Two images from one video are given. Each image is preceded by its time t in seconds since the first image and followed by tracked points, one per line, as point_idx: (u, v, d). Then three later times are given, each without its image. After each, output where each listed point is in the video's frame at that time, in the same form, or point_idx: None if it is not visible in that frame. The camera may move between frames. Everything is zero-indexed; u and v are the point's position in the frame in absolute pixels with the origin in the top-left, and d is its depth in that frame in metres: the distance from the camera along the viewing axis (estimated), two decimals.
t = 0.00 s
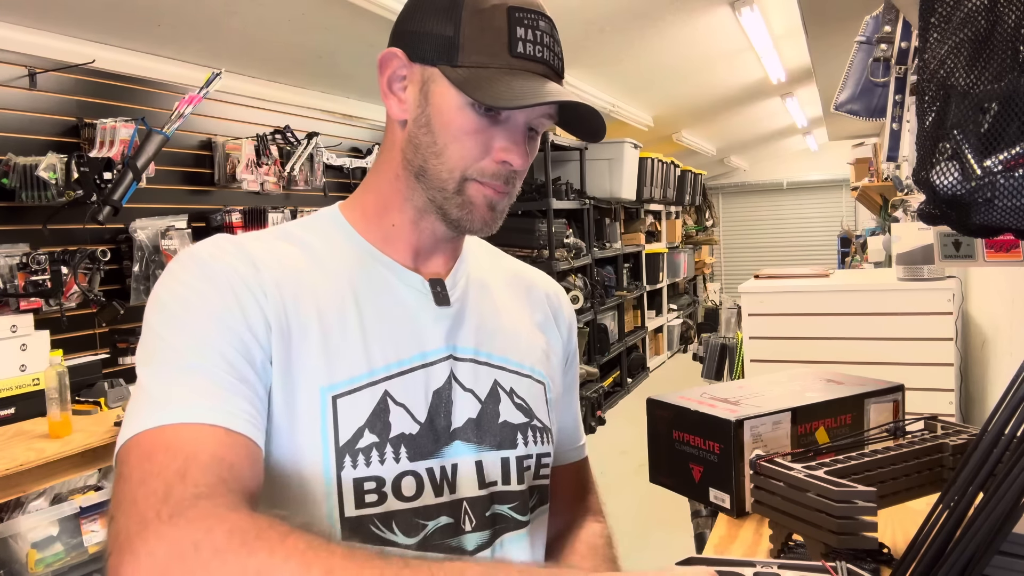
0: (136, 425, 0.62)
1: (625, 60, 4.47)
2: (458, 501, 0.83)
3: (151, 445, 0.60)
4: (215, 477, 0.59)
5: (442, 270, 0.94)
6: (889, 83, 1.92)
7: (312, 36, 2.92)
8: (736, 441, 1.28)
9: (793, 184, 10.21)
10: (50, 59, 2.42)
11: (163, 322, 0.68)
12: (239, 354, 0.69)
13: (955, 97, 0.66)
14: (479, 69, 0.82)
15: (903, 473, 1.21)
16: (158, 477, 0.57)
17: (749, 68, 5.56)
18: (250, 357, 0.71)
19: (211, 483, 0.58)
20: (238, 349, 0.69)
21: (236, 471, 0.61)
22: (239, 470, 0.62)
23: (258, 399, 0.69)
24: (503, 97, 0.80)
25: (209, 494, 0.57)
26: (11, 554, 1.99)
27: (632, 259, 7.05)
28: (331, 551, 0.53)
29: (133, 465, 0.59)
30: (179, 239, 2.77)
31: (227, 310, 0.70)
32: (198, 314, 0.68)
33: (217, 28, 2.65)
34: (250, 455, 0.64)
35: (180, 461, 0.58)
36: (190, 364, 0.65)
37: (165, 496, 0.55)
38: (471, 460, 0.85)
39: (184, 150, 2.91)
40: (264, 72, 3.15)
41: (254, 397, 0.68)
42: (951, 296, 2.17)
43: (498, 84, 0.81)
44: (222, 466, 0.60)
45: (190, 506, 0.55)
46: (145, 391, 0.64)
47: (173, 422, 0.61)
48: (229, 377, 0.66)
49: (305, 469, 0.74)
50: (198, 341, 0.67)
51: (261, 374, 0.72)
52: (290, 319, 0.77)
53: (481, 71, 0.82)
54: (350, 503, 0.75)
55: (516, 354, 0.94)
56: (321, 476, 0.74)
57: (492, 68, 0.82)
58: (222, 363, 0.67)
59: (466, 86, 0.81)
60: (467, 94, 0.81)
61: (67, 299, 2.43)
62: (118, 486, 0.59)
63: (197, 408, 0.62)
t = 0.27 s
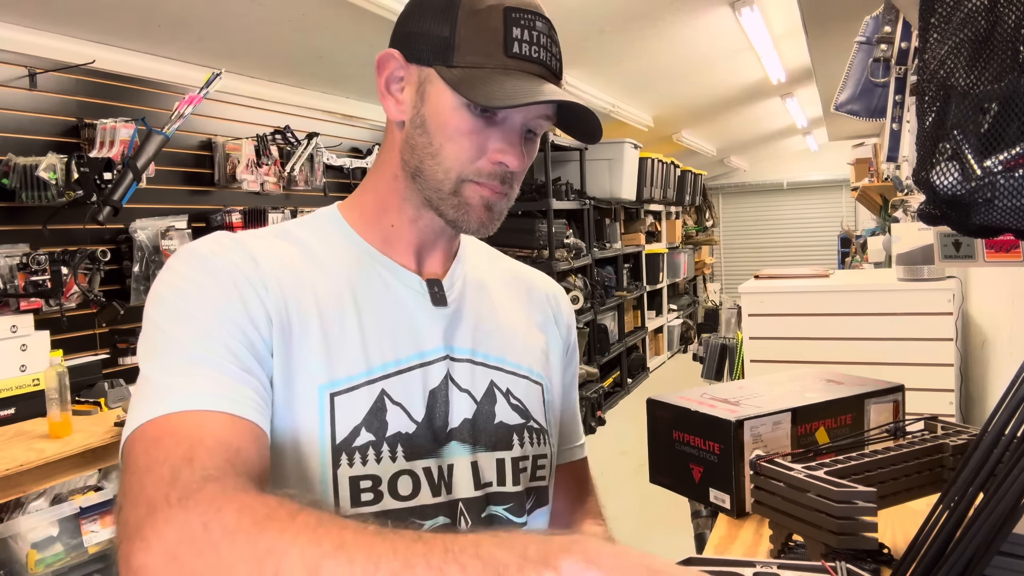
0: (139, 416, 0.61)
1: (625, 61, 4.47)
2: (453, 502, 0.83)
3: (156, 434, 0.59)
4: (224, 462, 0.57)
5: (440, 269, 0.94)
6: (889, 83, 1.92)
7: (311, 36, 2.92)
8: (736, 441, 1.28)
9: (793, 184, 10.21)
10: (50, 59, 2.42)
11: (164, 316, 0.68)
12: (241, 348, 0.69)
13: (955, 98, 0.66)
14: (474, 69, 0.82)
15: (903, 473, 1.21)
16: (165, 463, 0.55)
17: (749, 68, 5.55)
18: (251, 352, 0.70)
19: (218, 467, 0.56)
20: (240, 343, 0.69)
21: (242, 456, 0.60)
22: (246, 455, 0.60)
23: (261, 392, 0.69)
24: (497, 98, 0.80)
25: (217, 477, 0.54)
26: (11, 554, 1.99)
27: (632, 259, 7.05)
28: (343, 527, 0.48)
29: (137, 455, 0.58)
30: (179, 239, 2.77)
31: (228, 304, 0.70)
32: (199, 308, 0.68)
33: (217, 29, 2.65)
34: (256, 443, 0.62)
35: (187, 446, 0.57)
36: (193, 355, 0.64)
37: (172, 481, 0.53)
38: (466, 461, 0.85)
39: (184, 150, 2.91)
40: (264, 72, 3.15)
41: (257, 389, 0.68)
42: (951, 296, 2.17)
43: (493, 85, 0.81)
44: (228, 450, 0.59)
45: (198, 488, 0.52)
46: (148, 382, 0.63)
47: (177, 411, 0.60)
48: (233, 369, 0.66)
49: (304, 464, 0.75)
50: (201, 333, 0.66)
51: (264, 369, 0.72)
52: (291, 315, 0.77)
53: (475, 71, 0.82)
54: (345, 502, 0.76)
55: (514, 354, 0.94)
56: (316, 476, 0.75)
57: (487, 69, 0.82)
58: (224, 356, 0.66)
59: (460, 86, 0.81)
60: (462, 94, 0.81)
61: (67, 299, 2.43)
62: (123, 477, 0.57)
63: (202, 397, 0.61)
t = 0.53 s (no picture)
0: (133, 416, 0.60)
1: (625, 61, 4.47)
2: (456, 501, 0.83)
3: (142, 434, 0.58)
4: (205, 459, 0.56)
5: (438, 271, 0.94)
6: (889, 83, 1.92)
7: (311, 37, 2.92)
8: (735, 442, 1.28)
9: (793, 184, 10.21)
10: (50, 59, 2.43)
11: (158, 317, 0.67)
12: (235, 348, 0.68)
13: (955, 98, 0.66)
14: (473, 73, 0.82)
15: (903, 474, 1.21)
16: (138, 465, 0.55)
17: (749, 69, 5.55)
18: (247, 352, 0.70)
19: (189, 465, 0.55)
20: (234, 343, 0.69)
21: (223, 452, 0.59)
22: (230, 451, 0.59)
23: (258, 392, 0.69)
24: (494, 103, 0.80)
25: (186, 474, 0.53)
26: (11, 554, 1.99)
27: (632, 259, 7.05)
28: (302, 507, 0.47)
29: (124, 455, 0.57)
30: (179, 239, 2.77)
31: (223, 305, 0.70)
32: (193, 308, 0.68)
33: (217, 29, 2.65)
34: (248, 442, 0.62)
35: (163, 449, 0.56)
36: (190, 355, 0.64)
37: (143, 483, 0.52)
38: (467, 461, 0.85)
39: (184, 150, 2.91)
40: (264, 72, 3.15)
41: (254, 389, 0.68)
42: (951, 296, 2.17)
43: (491, 90, 0.81)
44: (210, 449, 0.58)
45: (165, 488, 0.51)
46: (141, 382, 0.63)
47: (167, 410, 0.60)
48: (228, 369, 0.66)
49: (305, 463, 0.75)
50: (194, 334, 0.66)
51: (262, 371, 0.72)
52: (287, 316, 0.77)
53: (474, 74, 0.81)
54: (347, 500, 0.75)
55: (514, 356, 0.94)
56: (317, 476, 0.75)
57: (485, 73, 0.82)
58: (219, 356, 0.66)
59: (459, 91, 0.81)
60: (459, 99, 0.81)
61: (67, 300, 2.43)
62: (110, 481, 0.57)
63: (195, 395, 0.61)
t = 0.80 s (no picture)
0: (127, 430, 0.61)
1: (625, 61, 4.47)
2: (447, 509, 0.83)
3: (143, 449, 0.59)
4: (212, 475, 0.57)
5: (433, 273, 0.94)
6: (889, 83, 1.91)
7: (311, 37, 2.92)
8: (736, 442, 1.28)
9: (793, 184, 10.21)
10: (50, 59, 2.43)
11: (151, 327, 0.68)
12: (226, 357, 0.68)
13: (955, 98, 0.66)
14: (457, 67, 0.82)
15: (903, 474, 1.21)
16: (148, 481, 0.55)
17: (749, 69, 5.55)
18: (240, 359, 0.70)
19: (201, 482, 0.56)
20: (227, 352, 0.69)
21: (230, 468, 0.60)
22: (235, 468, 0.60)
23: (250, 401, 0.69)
24: (479, 96, 0.80)
25: (199, 493, 0.54)
26: (11, 554, 1.99)
27: (632, 259, 7.05)
28: (322, 533, 0.48)
29: (125, 471, 0.58)
30: (179, 239, 2.77)
31: (214, 313, 0.70)
32: (185, 318, 0.68)
33: (218, 29, 2.65)
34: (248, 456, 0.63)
35: (170, 465, 0.57)
36: (180, 366, 0.64)
37: (154, 501, 0.53)
38: (460, 467, 0.85)
39: (184, 150, 2.91)
40: (264, 72, 3.15)
41: (245, 399, 0.68)
42: (951, 296, 2.17)
43: (477, 83, 0.81)
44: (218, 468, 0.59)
45: (179, 506, 0.52)
46: (137, 395, 0.63)
47: (168, 424, 0.60)
48: (220, 378, 0.66)
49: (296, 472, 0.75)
50: (187, 345, 0.66)
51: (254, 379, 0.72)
52: (280, 323, 0.77)
53: (458, 68, 0.81)
54: (336, 510, 0.76)
55: (511, 358, 0.94)
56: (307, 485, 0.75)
57: (470, 66, 0.82)
58: (211, 366, 0.66)
59: (442, 86, 0.81)
60: (445, 95, 0.81)
61: (67, 300, 2.43)
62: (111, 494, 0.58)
63: (188, 408, 0.61)
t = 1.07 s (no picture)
0: (134, 431, 0.61)
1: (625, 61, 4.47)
2: (452, 503, 0.83)
3: (156, 447, 0.59)
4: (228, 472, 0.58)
5: (429, 270, 0.93)
6: (889, 83, 1.91)
7: (311, 37, 2.92)
8: (736, 441, 1.28)
9: (793, 184, 10.21)
10: (51, 59, 2.43)
11: (151, 327, 0.68)
12: (230, 354, 0.68)
13: (955, 98, 0.66)
14: (445, 69, 0.82)
15: (903, 474, 1.21)
16: (169, 479, 0.55)
17: (749, 69, 5.56)
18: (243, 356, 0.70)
19: (222, 480, 0.56)
20: (230, 349, 0.69)
21: (243, 465, 0.61)
22: (247, 466, 0.61)
23: (254, 398, 0.69)
24: (467, 100, 0.80)
25: (222, 491, 0.54)
26: (11, 554, 1.99)
27: (632, 259, 7.05)
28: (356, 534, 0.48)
29: (139, 469, 0.57)
30: (179, 239, 2.75)
31: (216, 311, 0.70)
32: (187, 317, 0.68)
33: (218, 29, 2.65)
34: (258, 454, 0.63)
35: (186, 463, 0.57)
36: (183, 365, 0.64)
37: (177, 497, 0.52)
38: (463, 461, 0.85)
39: (184, 150, 2.91)
40: (264, 72, 3.15)
41: (249, 395, 0.68)
42: (951, 296, 2.17)
43: (464, 87, 0.81)
44: (234, 466, 0.59)
45: (204, 503, 0.51)
46: (143, 394, 0.63)
47: (179, 422, 0.60)
48: (225, 375, 0.66)
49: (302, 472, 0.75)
50: (191, 343, 0.66)
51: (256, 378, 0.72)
52: (280, 320, 0.76)
53: (446, 71, 0.81)
54: (343, 507, 0.76)
55: (511, 352, 0.94)
56: (314, 482, 0.75)
57: (458, 69, 0.82)
58: (215, 364, 0.66)
59: (431, 88, 0.81)
60: (432, 97, 0.81)
61: (67, 300, 2.43)
62: (123, 492, 0.57)
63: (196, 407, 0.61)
